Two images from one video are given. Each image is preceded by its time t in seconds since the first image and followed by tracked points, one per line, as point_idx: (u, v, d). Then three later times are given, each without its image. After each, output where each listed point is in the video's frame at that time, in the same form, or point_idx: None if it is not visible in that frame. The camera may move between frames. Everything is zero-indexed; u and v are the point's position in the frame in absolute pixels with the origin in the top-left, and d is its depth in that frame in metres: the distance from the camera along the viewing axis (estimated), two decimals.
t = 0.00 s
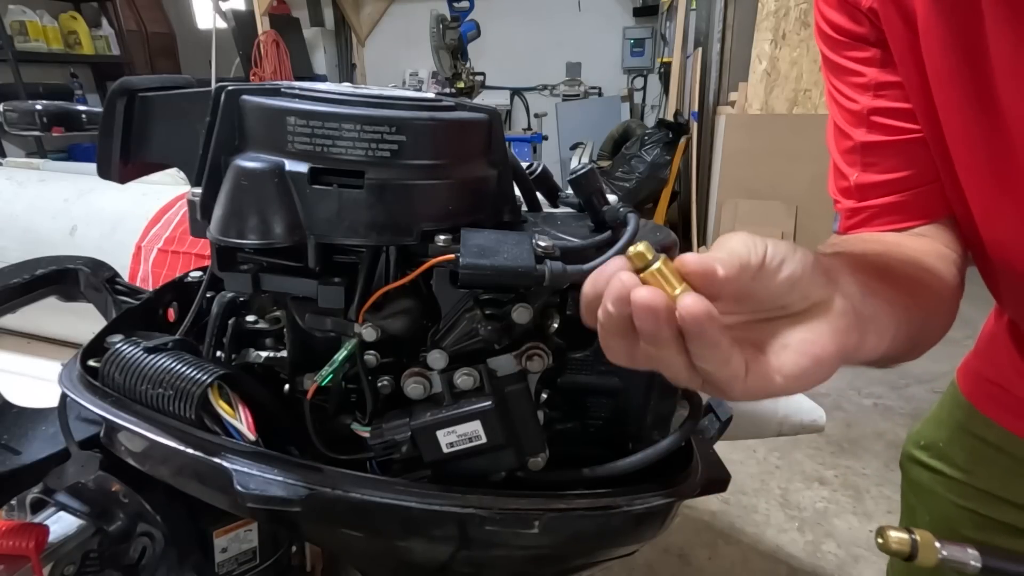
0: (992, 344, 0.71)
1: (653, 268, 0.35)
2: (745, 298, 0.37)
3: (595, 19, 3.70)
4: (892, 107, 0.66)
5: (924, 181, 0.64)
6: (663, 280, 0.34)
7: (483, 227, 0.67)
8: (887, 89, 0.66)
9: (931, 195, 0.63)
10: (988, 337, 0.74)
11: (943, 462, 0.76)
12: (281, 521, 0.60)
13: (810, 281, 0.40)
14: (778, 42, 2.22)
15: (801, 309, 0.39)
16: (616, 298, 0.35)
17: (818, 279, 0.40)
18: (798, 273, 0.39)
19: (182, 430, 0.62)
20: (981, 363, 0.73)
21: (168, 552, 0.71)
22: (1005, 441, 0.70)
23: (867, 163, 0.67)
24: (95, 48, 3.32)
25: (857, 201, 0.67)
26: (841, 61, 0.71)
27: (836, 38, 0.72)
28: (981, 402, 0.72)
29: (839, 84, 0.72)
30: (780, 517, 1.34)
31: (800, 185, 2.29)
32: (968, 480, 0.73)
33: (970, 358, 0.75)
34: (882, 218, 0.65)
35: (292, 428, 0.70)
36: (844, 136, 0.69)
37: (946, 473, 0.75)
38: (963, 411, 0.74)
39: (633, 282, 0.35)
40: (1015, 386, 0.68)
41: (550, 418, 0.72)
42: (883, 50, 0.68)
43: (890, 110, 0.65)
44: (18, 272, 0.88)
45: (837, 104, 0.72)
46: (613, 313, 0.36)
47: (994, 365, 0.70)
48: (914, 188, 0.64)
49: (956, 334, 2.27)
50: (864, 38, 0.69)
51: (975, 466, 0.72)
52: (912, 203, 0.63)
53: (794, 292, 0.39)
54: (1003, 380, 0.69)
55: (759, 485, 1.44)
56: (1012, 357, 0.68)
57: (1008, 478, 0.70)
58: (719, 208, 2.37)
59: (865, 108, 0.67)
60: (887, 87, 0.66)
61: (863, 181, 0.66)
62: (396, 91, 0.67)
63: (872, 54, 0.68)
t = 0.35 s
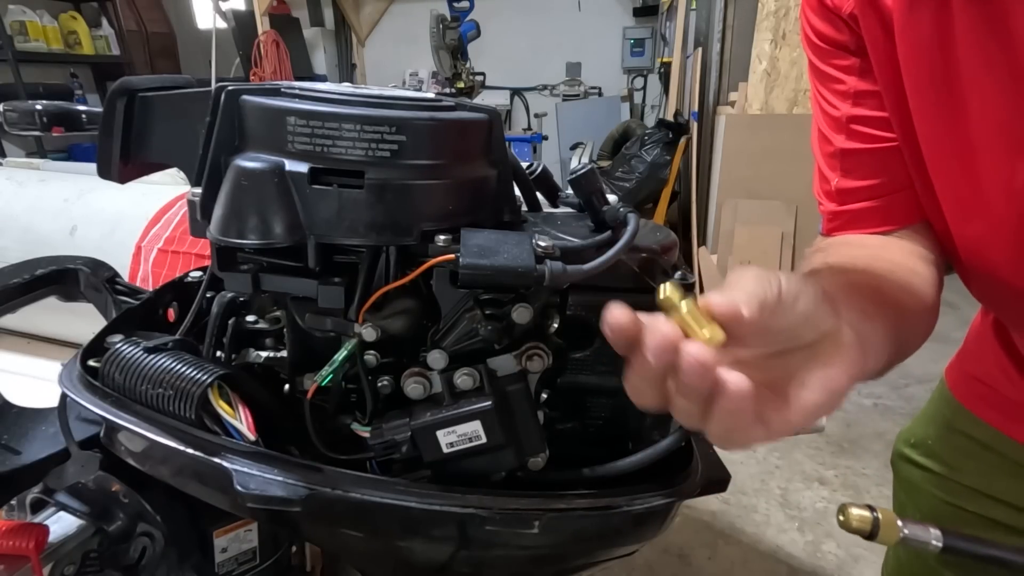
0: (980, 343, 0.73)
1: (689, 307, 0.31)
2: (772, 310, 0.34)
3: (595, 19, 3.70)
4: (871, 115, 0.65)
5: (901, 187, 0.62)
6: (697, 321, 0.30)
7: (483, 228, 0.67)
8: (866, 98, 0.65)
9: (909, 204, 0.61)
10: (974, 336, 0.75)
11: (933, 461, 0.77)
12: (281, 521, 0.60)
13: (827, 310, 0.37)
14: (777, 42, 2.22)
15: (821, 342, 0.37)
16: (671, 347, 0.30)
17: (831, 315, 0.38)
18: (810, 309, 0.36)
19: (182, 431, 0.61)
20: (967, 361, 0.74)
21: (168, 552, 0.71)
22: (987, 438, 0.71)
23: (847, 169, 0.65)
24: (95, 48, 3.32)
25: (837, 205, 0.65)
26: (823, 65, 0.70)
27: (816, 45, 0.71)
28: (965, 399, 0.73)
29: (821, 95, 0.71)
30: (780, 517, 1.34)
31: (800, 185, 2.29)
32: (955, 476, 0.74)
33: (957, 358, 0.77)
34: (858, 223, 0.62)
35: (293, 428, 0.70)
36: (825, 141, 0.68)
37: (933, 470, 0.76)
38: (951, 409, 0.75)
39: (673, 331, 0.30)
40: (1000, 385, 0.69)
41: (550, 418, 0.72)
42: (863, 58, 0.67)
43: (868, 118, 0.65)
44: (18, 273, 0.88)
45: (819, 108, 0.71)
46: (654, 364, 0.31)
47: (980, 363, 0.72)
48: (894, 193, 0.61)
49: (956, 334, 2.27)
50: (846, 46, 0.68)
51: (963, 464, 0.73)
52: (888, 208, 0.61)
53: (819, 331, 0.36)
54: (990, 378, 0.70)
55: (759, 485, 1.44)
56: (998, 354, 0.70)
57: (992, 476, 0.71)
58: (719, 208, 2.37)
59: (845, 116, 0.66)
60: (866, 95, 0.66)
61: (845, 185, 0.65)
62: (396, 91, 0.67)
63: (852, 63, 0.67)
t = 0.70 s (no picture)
0: (978, 344, 0.73)
1: (724, 450, 0.41)
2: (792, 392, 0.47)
3: (595, 19, 3.70)
4: (874, 120, 0.68)
5: (897, 193, 0.69)
6: (737, 455, 0.41)
7: (483, 227, 0.67)
8: (866, 103, 0.69)
9: (907, 208, 0.69)
10: (974, 335, 0.75)
11: (932, 461, 0.78)
12: (282, 520, 0.60)
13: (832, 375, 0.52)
14: (778, 43, 2.22)
15: (835, 412, 0.53)
16: (738, 484, 0.40)
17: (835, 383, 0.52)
18: (825, 379, 0.51)
19: (182, 431, 0.61)
20: (966, 361, 0.74)
21: (168, 551, 0.71)
22: (987, 440, 0.71)
23: (854, 172, 0.71)
24: (95, 48, 3.32)
25: (850, 205, 0.72)
26: (832, 67, 0.73)
27: (824, 47, 0.72)
28: (965, 400, 0.73)
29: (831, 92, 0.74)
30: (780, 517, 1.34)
31: (800, 185, 2.28)
32: (955, 478, 0.75)
33: (956, 359, 0.77)
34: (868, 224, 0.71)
35: (293, 428, 0.70)
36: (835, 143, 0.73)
37: (933, 471, 0.77)
38: (950, 411, 0.75)
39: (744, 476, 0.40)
40: (999, 386, 0.69)
41: (550, 418, 0.72)
42: (865, 61, 0.69)
43: (871, 124, 0.68)
44: (18, 272, 0.88)
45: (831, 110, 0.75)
46: (733, 503, 0.41)
47: (977, 364, 0.72)
48: (895, 199, 0.69)
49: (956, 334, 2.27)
50: (850, 49, 0.70)
51: (962, 466, 0.74)
52: (889, 211, 0.70)
53: (834, 401, 0.52)
54: (989, 380, 0.70)
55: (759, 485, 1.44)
56: (994, 355, 0.70)
57: (992, 477, 0.71)
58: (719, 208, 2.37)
59: (850, 120, 0.70)
60: (869, 100, 0.69)
61: (852, 189, 0.71)
62: (395, 91, 0.67)
63: (856, 66, 0.70)
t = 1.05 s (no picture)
0: (980, 345, 0.73)
1: (722, 437, 0.42)
2: (780, 386, 0.49)
3: (595, 19, 3.70)
4: (875, 116, 0.68)
5: (897, 188, 0.69)
6: (735, 441, 0.42)
7: (483, 227, 0.67)
8: (869, 100, 0.69)
9: (907, 204, 0.69)
10: (976, 336, 0.75)
11: (933, 462, 0.78)
12: (282, 521, 0.60)
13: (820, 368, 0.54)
14: (778, 43, 2.22)
15: (824, 407, 0.55)
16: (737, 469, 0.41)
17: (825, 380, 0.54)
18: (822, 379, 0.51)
19: (182, 431, 0.61)
20: (968, 362, 0.74)
21: (168, 551, 0.71)
22: (985, 440, 0.71)
23: (853, 167, 0.71)
24: (95, 48, 3.32)
25: (849, 203, 0.73)
26: (835, 63, 0.73)
27: (828, 45, 0.73)
28: (965, 400, 0.73)
29: (834, 90, 0.75)
30: (780, 517, 1.34)
31: (800, 185, 2.28)
32: (957, 479, 0.75)
33: (958, 361, 0.77)
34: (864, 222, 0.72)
35: (293, 428, 0.70)
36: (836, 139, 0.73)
37: (934, 473, 0.77)
38: (952, 411, 0.75)
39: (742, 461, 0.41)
40: (999, 386, 0.69)
41: (550, 418, 0.72)
42: (868, 57, 0.69)
43: (873, 121, 0.69)
44: (18, 273, 0.88)
45: (833, 105, 0.75)
46: (731, 488, 0.42)
47: (979, 365, 0.72)
48: (895, 195, 0.69)
49: (956, 334, 2.27)
50: (852, 45, 0.70)
51: (962, 466, 0.74)
52: (888, 209, 0.70)
53: (822, 392, 0.54)
54: (990, 380, 0.70)
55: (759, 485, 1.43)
56: (995, 356, 0.70)
57: (992, 477, 0.71)
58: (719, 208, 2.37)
59: (850, 117, 0.70)
60: (871, 97, 0.69)
61: (851, 184, 0.72)
62: (396, 91, 0.67)
63: (859, 63, 0.70)
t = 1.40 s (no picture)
0: (981, 346, 0.73)
1: (718, 424, 0.43)
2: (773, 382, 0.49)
3: (595, 19, 3.70)
4: (876, 114, 0.68)
5: (897, 186, 0.69)
6: (732, 430, 0.43)
7: (483, 227, 0.67)
8: (869, 98, 0.69)
9: (907, 202, 0.69)
10: (977, 336, 0.75)
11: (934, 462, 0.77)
12: (282, 521, 0.60)
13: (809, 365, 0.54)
14: (777, 42, 2.22)
15: (822, 407, 0.55)
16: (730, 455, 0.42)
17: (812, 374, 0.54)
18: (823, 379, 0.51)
19: (182, 431, 0.61)
20: (969, 362, 0.74)
21: (168, 552, 0.71)
22: (988, 438, 0.71)
23: (853, 166, 0.71)
24: (95, 48, 3.32)
25: (847, 200, 0.73)
26: (837, 61, 0.73)
27: (831, 43, 0.73)
28: (967, 399, 0.73)
29: (835, 89, 0.75)
30: (780, 517, 1.34)
31: (800, 185, 2.28)
32: (957, 479, 0.75)
33: (960, 361, 0.77)
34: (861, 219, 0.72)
35: (293, 428, 0.70)
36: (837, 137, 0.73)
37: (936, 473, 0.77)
38: (954, 410, 0.75)
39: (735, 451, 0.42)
40: (1001, 385, 0.69)
41: (550, 418, 0.72)
42: (869, 56, 0.69)
43: (873, 119, 0.69)
44: (18, 273, 0.88)
45: (834, 103, 0.75)
46: (723, 474, 0.42)
47: (980, 365, 0.72)
48: (895, 193, 0.69)
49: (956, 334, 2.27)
50: (854, 43, 0.70)
51: (965, 466, 0.73)
52: (887, 207, 0.70)
53: (810, 387, 0.55)
54: (992, 379, 0.70)
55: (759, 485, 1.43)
56: (997, 356, 0.70)
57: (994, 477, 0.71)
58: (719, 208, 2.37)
59: (851, 116, 0.70)
60: (872, 96, 0.69)
61: (851, 182, 0.72)
62: (396, 91, 0.67)
63: (860, 62, 0.70)
